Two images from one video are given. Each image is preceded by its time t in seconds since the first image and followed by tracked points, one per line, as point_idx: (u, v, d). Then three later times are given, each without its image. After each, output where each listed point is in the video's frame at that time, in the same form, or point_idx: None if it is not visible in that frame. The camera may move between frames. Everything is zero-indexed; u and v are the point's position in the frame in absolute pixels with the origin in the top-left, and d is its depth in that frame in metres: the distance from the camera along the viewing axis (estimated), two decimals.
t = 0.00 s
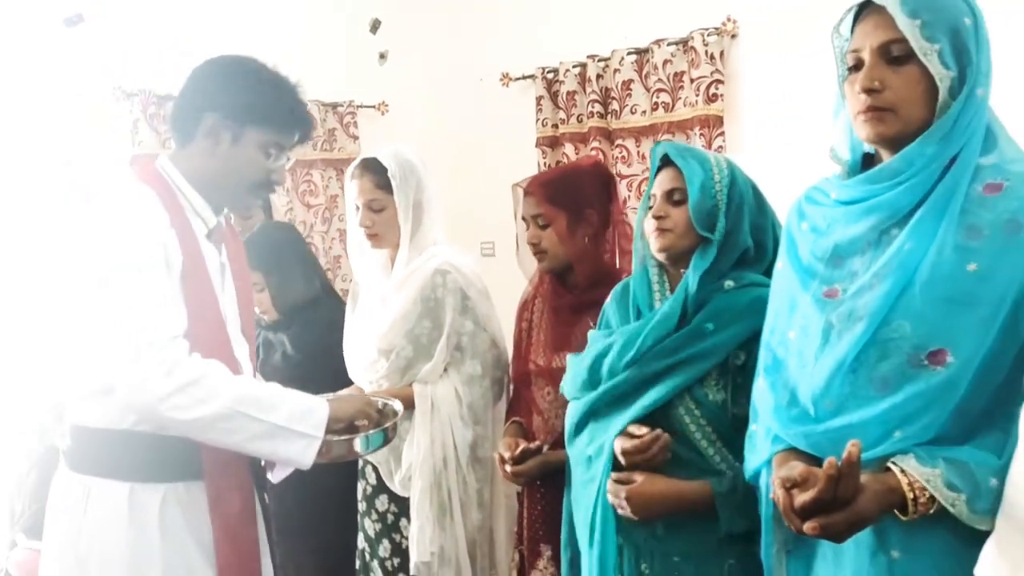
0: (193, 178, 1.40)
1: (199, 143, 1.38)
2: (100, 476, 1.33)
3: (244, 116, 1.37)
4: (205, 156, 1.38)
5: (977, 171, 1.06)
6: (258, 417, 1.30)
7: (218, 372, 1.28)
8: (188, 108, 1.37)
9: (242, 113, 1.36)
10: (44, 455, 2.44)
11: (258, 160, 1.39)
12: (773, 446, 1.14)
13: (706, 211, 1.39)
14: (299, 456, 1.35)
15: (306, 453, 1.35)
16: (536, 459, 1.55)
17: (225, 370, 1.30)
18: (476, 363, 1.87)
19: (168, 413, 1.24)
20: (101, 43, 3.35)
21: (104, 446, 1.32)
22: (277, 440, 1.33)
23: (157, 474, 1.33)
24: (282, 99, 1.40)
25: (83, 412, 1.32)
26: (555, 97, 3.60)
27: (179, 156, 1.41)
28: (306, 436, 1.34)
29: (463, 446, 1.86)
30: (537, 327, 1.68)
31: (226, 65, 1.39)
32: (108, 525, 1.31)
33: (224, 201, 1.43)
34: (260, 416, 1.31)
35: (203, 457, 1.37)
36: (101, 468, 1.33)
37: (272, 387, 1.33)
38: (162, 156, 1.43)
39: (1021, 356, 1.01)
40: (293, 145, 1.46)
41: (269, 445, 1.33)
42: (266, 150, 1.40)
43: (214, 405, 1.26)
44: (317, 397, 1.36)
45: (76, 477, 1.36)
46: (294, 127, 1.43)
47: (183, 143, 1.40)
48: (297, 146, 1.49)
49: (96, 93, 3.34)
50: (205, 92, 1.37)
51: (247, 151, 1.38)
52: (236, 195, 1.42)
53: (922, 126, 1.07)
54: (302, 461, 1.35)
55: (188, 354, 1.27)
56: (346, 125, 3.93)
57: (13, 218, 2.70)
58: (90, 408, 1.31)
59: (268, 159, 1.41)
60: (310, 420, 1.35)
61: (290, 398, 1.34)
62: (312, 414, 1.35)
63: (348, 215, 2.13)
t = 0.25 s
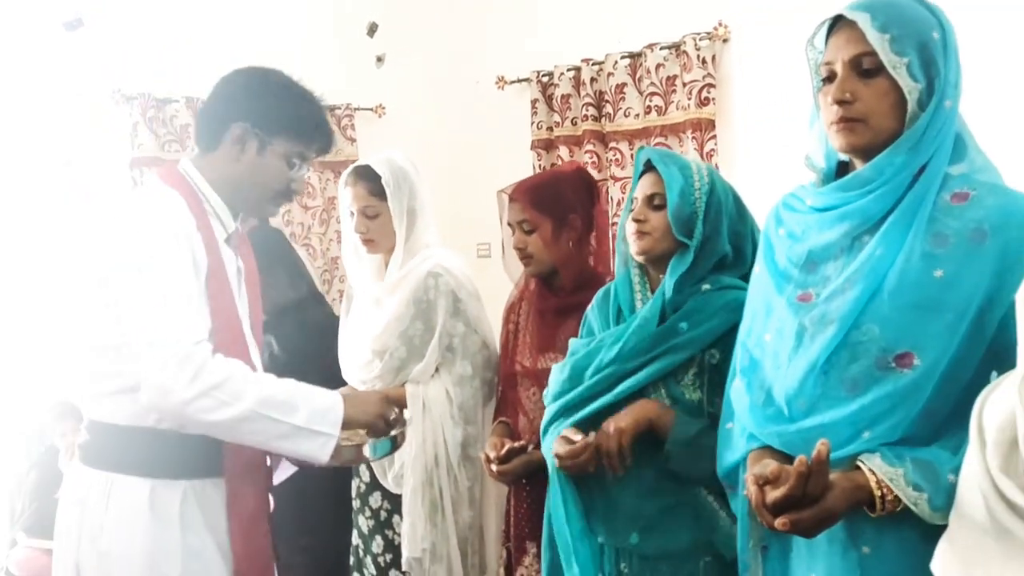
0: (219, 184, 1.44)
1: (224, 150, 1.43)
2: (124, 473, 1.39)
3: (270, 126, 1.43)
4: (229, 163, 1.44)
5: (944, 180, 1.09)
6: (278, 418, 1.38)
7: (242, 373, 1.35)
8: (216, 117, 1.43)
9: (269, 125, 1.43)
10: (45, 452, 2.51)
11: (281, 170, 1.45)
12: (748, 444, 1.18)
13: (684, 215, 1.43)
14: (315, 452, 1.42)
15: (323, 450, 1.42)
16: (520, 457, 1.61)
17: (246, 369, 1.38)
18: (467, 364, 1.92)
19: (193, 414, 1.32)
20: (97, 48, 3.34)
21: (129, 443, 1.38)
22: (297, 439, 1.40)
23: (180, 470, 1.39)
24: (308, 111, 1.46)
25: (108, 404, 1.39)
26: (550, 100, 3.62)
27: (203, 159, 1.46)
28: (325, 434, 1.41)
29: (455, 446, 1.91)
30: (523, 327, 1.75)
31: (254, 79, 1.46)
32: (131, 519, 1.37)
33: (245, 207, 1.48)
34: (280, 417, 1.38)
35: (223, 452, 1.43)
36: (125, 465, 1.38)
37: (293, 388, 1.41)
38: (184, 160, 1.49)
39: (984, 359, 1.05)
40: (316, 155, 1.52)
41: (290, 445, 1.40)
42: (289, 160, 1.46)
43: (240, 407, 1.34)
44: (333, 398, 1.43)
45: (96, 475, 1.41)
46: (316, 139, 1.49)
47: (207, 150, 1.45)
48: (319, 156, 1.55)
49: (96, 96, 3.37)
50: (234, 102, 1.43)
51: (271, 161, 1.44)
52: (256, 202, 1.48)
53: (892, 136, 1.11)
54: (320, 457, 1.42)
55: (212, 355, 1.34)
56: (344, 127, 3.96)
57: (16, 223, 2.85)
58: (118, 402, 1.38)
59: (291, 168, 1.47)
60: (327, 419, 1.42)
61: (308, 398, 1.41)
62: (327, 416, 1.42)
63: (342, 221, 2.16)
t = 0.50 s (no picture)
0: (240, 189, 1.45)
1: (242, 150, 1.43)
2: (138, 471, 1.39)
3: (290, 130, 1.42)
4: (247, 166, 1.44)
5: (930, 180, 1.11)
6: (321, 408, 1.38)
7: (287, 365, 1.37)
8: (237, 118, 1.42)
9: (290, 126, 1.42)
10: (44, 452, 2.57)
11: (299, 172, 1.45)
12: (736, 440, 1.19)
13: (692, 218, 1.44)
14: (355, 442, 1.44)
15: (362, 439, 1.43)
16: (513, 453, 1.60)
17: (290, 361, 1.39)
18: (465, 361, 1.93)
19: (245, 407, 1.32)
20: (106, 47, 3.38)
21: (146, 441, 1.39)
22: (340, 428, 1.41)
23: (197, 471, 1.40)
24: (329, 116, 1.46)
25: (123, 402, 1.41)
26: (548, 100, 3.62)
27: (220, 162, 1.46)
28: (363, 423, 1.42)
29: (453, 442, 1.93)
30: (517, 327, 1.81)
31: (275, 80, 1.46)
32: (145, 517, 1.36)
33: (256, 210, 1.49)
34: (323, 406, 1.38)
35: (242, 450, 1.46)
36: (140, 463, 1.39)
37: (333, 376, 1.42)
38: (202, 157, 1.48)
39: (969, 357, 1.06)
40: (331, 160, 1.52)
41: (333, 434, 1.41)
42: (307, 163, 1.46)
43: (287, 398, 1.35)
44: (368, 386, 1.44)
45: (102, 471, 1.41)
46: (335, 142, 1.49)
47: (224, 151, 1.45)
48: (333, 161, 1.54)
49: (95, 98, 3.36)
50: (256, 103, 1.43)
51: (290, 163, 1.43)
52: (273, 203, 1.49)
53: (878, 137, 1.13)
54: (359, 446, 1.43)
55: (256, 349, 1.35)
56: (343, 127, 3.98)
57: (15, 219, 3.04)
58: (132, 398, 1.40)
59: (307, 172, 1.47)
60: (365, 406, 1.43)
61: (346, 388, 1.42)
62: (366, 403, 1.43)
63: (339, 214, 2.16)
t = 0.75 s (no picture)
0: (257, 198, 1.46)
1: (258, 161, 1.46)
2: (141, 470, 1.40)
3: (305, 140, 1.46)
4: (263, 175, 1.46)
5: (920, 179, 1.12)
6: (393, 412, 1.46)
7: (367, 368, 1.45)
8: (252, 130, 1.46)
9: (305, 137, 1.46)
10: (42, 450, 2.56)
11: (315, 181, 1.49)
12: (728, 438, 1.20)
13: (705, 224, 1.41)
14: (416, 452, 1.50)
15: (422, 449, 1.50)
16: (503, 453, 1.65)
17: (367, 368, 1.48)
18: (466, 359, 1.89)
19: (324, 400, 1.40)
20: (107, 47, 3.46)
21: (150, 441, 1.39)
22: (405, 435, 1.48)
23: (200, 471, 1.42)
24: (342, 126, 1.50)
25: (132, 401, 1.39)
26: (546, 101, 3.59)
27: (236, 166, 1.48)
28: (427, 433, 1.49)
29: (455, 439, 1.94)
30: (511, 325, 1.79)
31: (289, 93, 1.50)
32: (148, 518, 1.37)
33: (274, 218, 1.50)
34: (394, 411, 1.46)
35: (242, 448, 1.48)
36: (144, 463, 1.39)
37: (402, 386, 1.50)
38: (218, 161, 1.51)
39: (959, 354, 1.06)
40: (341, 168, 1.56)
41: (397, 441, 1.48)
42: (320, 172, 1.50)
43: (365, 396, 1.43)
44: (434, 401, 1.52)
45: (105, 469, 1.41)
46: (347, 152, 1.53)
47: (240, 160, 1.48)
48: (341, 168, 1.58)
49: (93, 100, 3.40)
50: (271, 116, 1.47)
51: (306, 172, 1.47)
52: (290, 213, 1.51)
53: (868, 137, 1.13)
54: (418, 456, 1.49)
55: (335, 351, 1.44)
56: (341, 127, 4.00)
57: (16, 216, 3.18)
58: (145, 398, 1.39)
59: (321, 180, 1.51)
60: (430, 418, 1.50)
61: (415, 398, 1.50)
62: (430, 416, 1.51)
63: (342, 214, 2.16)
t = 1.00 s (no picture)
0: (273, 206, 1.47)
1: (273, 171, 1.46)
2: (143, 469, 1.39)
3: (323, 155, 1.46)
4: (278, 186, 1.46)
5: (914, 178, 1.12)
6: (415, 416, 1.50)
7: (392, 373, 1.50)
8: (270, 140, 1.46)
9: (323, 151, 1.46)
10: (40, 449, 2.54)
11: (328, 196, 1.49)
12: (723, 438, 1.19)
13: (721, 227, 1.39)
14: (434, 458, 1.55)
15: (439, 456, 1.55)
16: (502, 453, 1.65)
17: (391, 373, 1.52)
18: (467, 358, 1.90)
19: (350, 402, 1.44)
20: (108, 47, 3.46)
21: (153, 440, 1.38)
22: (424, 439, 1.53)
23: (203, 472, 1.42)
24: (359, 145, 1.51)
25: (138, 401, 1.39)
26: (545, 100, 3.58)
27: (251, 176, 1.48)
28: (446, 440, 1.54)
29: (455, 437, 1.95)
30: (511, 326, 1.78)
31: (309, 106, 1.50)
32: (149, 516, 1.37)
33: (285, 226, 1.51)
34: (416, 416, 1.51)
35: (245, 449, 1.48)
36: (148, 462, 1.38)
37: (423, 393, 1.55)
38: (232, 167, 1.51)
39: (954, 353, 1.06)
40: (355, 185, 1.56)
41: (415, 444, 1.52)
42: (334, 187, 1.50)
43: (389, 399, 1.48)
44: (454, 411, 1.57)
45: (107, 466, 1.40)
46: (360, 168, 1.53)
47: (255, 169, 1.47)
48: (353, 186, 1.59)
49: (92, 100, 3.39)
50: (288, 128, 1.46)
51: (320, 186, 1.47)
52: (300, 224, 1.52)
53: (863, 135, 1.13)
54: (435, 462, 1.54)
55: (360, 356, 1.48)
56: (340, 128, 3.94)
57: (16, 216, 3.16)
58: (153, 398, 1.38)
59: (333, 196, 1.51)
60: (450, 426, 1.55)
61: (436, 406, 1.55)
62: (450, 425, 1.55)
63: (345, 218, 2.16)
